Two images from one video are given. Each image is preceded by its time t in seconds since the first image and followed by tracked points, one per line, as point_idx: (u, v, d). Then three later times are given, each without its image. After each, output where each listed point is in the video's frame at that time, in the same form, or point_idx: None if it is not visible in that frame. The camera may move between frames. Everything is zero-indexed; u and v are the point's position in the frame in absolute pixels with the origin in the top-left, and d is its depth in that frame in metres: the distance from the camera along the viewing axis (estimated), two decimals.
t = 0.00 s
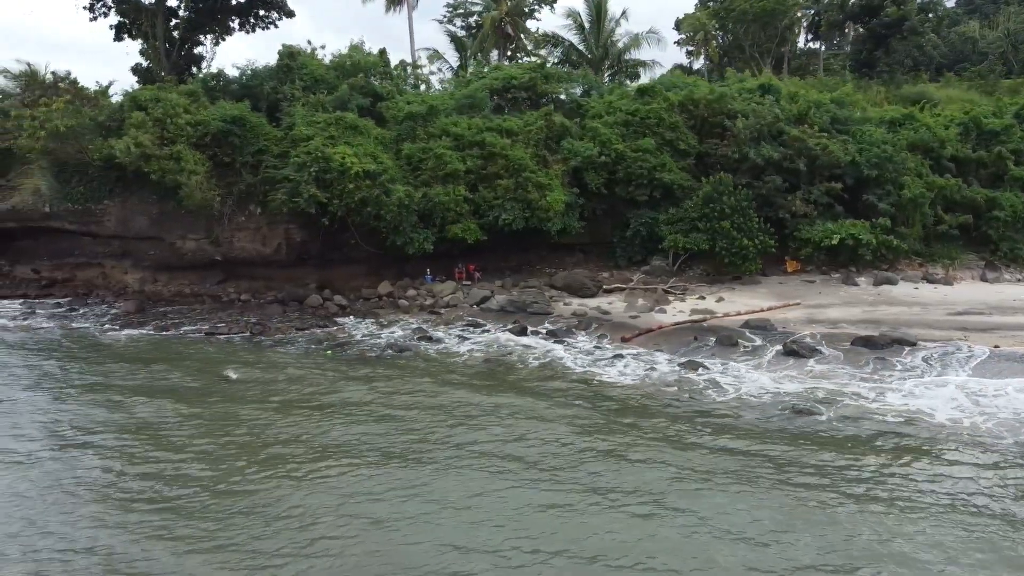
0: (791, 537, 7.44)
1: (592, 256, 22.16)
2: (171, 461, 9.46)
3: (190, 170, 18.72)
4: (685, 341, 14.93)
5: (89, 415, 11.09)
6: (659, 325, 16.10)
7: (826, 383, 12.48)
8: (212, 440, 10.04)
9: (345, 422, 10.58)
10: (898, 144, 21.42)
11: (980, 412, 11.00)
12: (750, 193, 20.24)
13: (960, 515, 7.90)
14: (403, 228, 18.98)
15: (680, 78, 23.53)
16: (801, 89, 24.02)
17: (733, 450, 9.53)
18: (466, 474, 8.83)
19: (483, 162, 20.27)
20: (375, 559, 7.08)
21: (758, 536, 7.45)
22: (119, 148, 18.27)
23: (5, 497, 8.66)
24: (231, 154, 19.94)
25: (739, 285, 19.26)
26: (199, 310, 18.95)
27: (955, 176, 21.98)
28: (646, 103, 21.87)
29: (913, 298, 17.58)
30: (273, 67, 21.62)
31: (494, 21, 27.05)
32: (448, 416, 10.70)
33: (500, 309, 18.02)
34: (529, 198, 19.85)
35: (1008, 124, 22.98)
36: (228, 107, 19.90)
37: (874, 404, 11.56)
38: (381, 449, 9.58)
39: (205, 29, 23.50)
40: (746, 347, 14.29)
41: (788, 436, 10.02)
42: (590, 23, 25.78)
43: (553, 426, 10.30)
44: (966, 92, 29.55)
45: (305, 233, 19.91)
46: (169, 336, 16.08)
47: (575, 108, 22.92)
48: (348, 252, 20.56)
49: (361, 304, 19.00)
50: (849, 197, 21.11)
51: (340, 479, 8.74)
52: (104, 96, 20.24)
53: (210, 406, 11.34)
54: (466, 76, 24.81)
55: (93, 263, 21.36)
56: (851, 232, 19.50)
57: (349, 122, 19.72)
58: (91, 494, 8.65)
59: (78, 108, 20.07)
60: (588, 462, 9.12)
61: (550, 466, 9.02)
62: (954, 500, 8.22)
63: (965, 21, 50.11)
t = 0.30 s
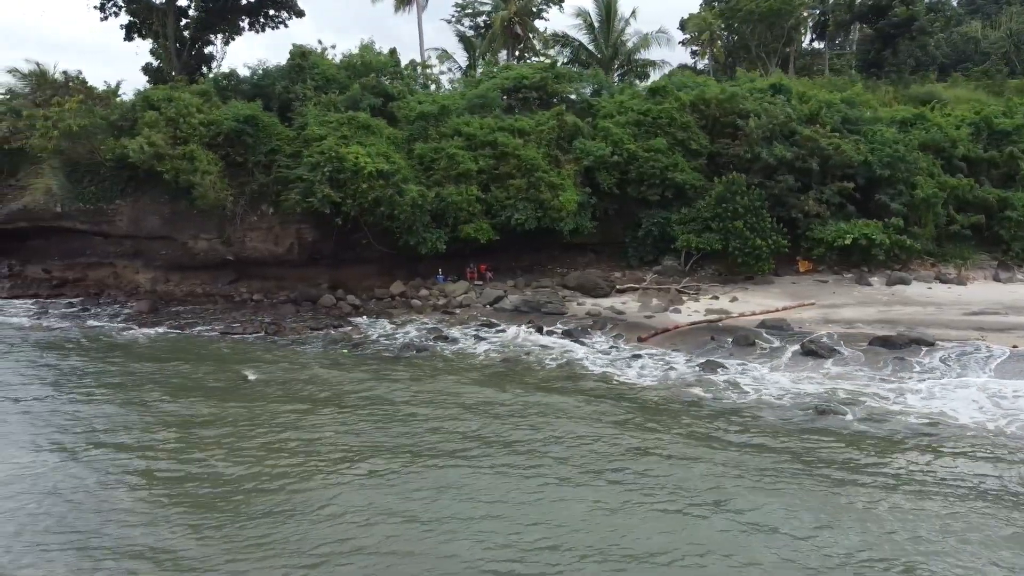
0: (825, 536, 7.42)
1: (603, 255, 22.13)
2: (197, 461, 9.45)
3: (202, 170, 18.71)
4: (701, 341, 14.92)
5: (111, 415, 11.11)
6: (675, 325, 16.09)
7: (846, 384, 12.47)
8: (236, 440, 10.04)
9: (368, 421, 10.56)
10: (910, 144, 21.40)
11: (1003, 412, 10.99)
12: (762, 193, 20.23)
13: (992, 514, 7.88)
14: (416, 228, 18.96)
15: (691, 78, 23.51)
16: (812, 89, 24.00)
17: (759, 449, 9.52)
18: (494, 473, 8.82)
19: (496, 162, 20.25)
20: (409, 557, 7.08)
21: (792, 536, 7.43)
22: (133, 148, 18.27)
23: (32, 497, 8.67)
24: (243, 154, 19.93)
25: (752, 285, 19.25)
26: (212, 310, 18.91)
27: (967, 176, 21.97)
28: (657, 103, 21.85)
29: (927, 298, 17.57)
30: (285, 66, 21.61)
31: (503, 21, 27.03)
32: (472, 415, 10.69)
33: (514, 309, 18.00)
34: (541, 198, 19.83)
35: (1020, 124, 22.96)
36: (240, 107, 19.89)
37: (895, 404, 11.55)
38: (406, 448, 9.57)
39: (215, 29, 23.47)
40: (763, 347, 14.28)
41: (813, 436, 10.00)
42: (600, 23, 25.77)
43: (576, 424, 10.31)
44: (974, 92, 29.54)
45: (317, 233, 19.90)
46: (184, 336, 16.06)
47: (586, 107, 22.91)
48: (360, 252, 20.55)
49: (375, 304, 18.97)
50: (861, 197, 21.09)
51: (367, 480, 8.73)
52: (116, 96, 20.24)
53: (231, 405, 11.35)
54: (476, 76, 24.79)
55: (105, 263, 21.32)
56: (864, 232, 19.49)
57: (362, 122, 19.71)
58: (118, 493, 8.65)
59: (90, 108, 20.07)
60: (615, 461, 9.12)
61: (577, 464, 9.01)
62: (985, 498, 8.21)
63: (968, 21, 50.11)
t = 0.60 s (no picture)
0: (861, 536, 7.38)
1: (615, 256, 22.11)
2: (222, 460, 9.43)
3: (215, 169, 18.69)
4: (718, 341, 14.90)
5: (133, 415, 11.11)
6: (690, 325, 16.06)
7: (866, 384, 12.44)
8: (261, 439, 10.02)
9: (391, 421, 10.52)
10: (922, 144, 21.39)
11: None
12: (775, 192, 20.20)
13: None
14: (429, 228, 18.94)
15: (702, 77, 23.50)
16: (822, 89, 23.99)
17: (786, 450, 9.48)
18: (522, 472, 8.80)
19: (508, 161, 20.24)
20: (443, 558, 7.05)
21: (827, 536, 7.39)
22: (146, 147, 18.25)
23: (59, 496, 8.66)
24: (256, 153, 19.91)
25: (765, 285, 19.22)
26: (225, 310, 18.88)
27: (979, 176, 21.94)
28: (669, 102, 21.82)
29: (942, 298, 17.53)
30: (297, 66, 21.59)
31: (512, 21, 27.00)
32: (495, 415, 10.66)
33: (527, 309, 17.99)
34: (554, 198, 19.81)
35: None
36: (253, 106, 19.87)
37: (917, 405, 11.52)
38: (433, 448, 9.55)
39: (226, 28, 23.44)
40: (781, 347, 14.25)
41: (839, 436, 9.97)
42: (610, 23, 25.75)
43: (601, 423, 10.29)
44: (983, 92, 29.52)
45: (330, 233, 19.87)
46: (199, 335, 16.01)
47: (597, 107, 22.88)
48: (372, 252, 20.53)
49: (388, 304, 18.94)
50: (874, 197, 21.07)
51: (395, 479, 8.70)
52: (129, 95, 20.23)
53: (252, 405, 11.34)
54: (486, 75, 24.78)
55: (115, 263, 21.32)
56: (877, 231, 19.46)
57: (374, 122, 19.69)
58: (146, 493, 8.63)
59: (103, 107, 20.06)
60: (642, 461, 9.09)
61: (605, 463, 9.00)
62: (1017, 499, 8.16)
63: (972, 21, 50.07)
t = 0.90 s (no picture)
0: (898, 534, 7.34)
1: (626, 255, 22.20)
2: (252, 460, 9.44)
3: (229, 169, 18.68)
4: (736, 341, 14.90)
5: (157, 416, 11.13)
6: (707, 325, 16.05)
7: (887, 385, 12.42)
8: (288, 440, 10.03)
9: (417, 420, 10.53)
10: (935, 143, 21.36)
11: None
12: (788, 192, 20.19)
13: None
14: (443, 227, 18.94)
15: (713, 77, 23.47)
16: (833, 88, 24.00)
17: (814, 448, 9.46)
18: (552, 472, 8.80)
19: (521, 161, 20.24)
20: (484, 559, 7.02)
21: (865, 535, 7.35)
22: (161, 147, 18.24)
23: (87, 497, 8.65)
24: (270, 153, 19.91)
25: (779, 285, 19.22)
26: (239, 310, 18.89)
27: (991, 176, 21.93)
28: (681, 102, 21.82)
29: (957, 298, 17.52)
30: (309, 65, 21.58)
31: (522, 20, 26.98)
32: (520, 414, 10.65)
33: (542, 309, 18.05)
34: (567, 198, 19.80)
35: None
36: (266, 106, 19.85)
37: (940, 405, 11.51)
38: (461, 447, 9.56)
39: (237, 28, 23.41)
40: (799, 347, 14.24)
41: (866, 434, 9.95)
42: (620, 23, 25.74)
43: (627, 422, 10.29)
44: (992, 91, 29.49)
45: (343, 232, 19.87)
46: (217, 335, 16.01)
47: (609, 107, 22.88)
48: (384, 252, 20.52)
49: (401, 304, 18.93)
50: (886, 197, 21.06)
51: (427, 480, 8.69)
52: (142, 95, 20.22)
53: (275, 405, 11.34)
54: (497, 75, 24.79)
55: (127, 262, 21.30)
56: (890, 231, 19.46)
57: (388, 122, 19.69)
58: (175, 494, 8.63)
59: (116, 107, 20.05)
60: (671, 460, 9.09)
61: (635, 463, 8.99)
62: None
63: (978, 20, 49.97)
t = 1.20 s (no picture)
0: (934, 535, 7.35)
1: (637, 255, 22.18)
2: (280, 460, 9.44)
3: (242, 169, 18.69)
4: (754, 341, 14.89)
5: (179, 416, 11.13)
6: (723, 325, 16.05)
7: (909, 386, 12.40)
8: (313, 440, 10.03)
9: (442, 420, 10.52)
10: (947, 143, 21.36)
11: None
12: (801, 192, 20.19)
13: None
14: (457, 228, 18.92)
15: (724, 77, 23.45)
16: (844, 88, 24.00)
17: (842, 449, 9.45)
18: (580, 474, 8.79)
19: (534, 161, 20.23)
20: (522, 559, 7.03)
21: (901, 535, 7.35)
22: (175, 147, 18.24)
23: (116, 497, 8.66)
24: (283, 153, 19.93)
25: (792, 284, 19.22)
26: (252, 311, 18.89)
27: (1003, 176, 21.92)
28: (693, 102, 21.82)
29: (972, 298, 17.52)
30: (321, 65, 21.57)
31: (531, 20, 26.97)
32: (545, 415, 10.65)
33: (556, 309, 18.04)
34: (580, 198, 19.79)
35: None
36: (279, 106, 19.84)
37: (963, 406, 11.50)
38: (489, 448, 9.56)
39: (248, 28, 23.39)
40: (818, 347, 14.23)
41: (893, 434, 9.95)
42: (630, 23, 25.73)
43: (652, 423, 10.28)
44: (1001, 92, 29.47)
45: (355, 232, 19.86)
46: (233, 334, 16.00)
47: (620, 107, 22.84)
48: (396, 252, 20.51)
49: (415, 304, 18.93)
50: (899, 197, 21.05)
51: (458, 480, 8.69)
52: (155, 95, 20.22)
53: (298, 405, 11.34)
54: (507, 75, 24.78)
55: (139, 262, 21.29)
56: (904, 231, 19.45)
57: (401, 122, 19.68)
58: (202, 493, 8.65)
59: (129, 106, 20.04)
60: (700, 462, 9.08)
61: (663, 464, 8.98)
62: None
63: (984, 20, 49.87)
